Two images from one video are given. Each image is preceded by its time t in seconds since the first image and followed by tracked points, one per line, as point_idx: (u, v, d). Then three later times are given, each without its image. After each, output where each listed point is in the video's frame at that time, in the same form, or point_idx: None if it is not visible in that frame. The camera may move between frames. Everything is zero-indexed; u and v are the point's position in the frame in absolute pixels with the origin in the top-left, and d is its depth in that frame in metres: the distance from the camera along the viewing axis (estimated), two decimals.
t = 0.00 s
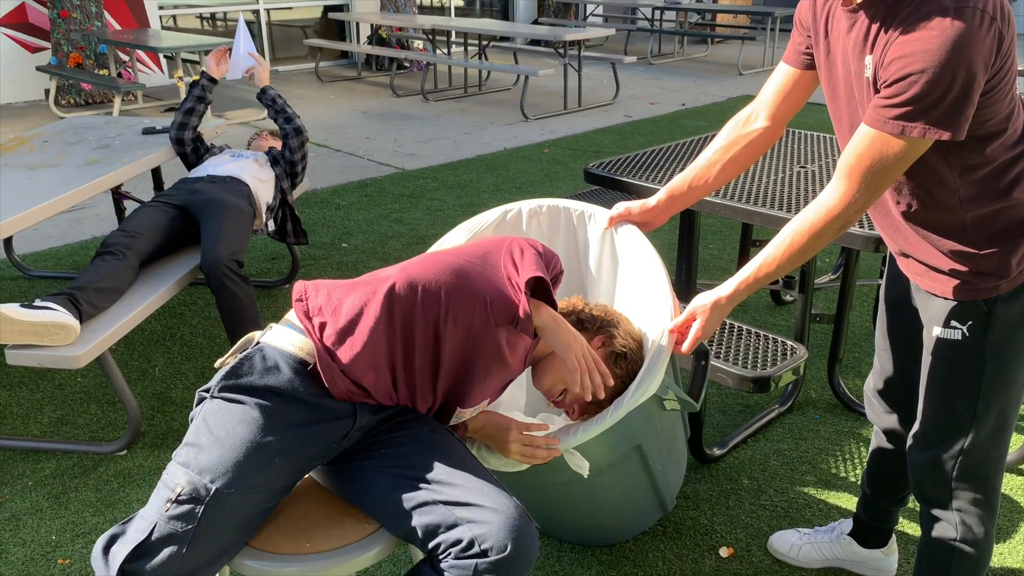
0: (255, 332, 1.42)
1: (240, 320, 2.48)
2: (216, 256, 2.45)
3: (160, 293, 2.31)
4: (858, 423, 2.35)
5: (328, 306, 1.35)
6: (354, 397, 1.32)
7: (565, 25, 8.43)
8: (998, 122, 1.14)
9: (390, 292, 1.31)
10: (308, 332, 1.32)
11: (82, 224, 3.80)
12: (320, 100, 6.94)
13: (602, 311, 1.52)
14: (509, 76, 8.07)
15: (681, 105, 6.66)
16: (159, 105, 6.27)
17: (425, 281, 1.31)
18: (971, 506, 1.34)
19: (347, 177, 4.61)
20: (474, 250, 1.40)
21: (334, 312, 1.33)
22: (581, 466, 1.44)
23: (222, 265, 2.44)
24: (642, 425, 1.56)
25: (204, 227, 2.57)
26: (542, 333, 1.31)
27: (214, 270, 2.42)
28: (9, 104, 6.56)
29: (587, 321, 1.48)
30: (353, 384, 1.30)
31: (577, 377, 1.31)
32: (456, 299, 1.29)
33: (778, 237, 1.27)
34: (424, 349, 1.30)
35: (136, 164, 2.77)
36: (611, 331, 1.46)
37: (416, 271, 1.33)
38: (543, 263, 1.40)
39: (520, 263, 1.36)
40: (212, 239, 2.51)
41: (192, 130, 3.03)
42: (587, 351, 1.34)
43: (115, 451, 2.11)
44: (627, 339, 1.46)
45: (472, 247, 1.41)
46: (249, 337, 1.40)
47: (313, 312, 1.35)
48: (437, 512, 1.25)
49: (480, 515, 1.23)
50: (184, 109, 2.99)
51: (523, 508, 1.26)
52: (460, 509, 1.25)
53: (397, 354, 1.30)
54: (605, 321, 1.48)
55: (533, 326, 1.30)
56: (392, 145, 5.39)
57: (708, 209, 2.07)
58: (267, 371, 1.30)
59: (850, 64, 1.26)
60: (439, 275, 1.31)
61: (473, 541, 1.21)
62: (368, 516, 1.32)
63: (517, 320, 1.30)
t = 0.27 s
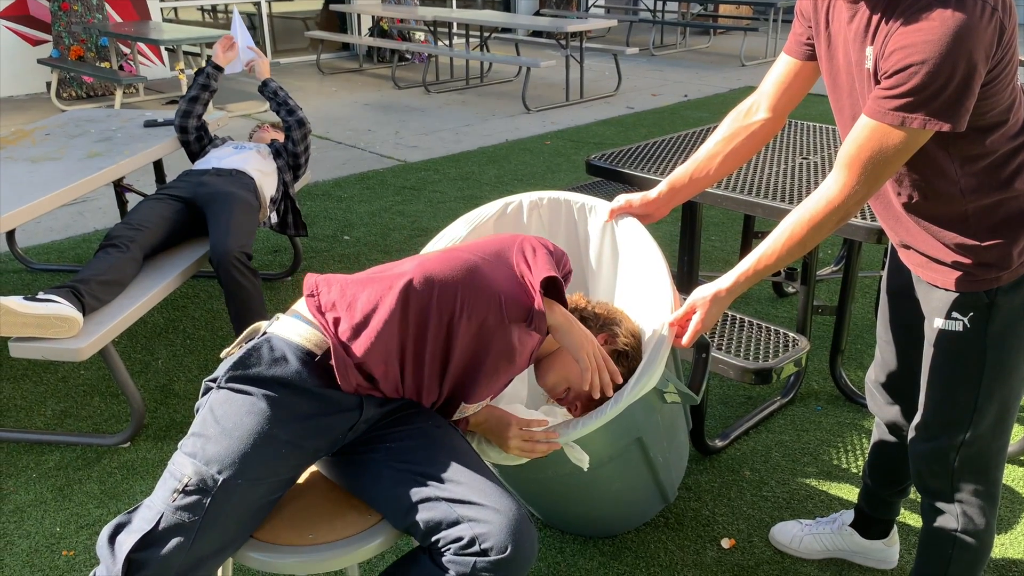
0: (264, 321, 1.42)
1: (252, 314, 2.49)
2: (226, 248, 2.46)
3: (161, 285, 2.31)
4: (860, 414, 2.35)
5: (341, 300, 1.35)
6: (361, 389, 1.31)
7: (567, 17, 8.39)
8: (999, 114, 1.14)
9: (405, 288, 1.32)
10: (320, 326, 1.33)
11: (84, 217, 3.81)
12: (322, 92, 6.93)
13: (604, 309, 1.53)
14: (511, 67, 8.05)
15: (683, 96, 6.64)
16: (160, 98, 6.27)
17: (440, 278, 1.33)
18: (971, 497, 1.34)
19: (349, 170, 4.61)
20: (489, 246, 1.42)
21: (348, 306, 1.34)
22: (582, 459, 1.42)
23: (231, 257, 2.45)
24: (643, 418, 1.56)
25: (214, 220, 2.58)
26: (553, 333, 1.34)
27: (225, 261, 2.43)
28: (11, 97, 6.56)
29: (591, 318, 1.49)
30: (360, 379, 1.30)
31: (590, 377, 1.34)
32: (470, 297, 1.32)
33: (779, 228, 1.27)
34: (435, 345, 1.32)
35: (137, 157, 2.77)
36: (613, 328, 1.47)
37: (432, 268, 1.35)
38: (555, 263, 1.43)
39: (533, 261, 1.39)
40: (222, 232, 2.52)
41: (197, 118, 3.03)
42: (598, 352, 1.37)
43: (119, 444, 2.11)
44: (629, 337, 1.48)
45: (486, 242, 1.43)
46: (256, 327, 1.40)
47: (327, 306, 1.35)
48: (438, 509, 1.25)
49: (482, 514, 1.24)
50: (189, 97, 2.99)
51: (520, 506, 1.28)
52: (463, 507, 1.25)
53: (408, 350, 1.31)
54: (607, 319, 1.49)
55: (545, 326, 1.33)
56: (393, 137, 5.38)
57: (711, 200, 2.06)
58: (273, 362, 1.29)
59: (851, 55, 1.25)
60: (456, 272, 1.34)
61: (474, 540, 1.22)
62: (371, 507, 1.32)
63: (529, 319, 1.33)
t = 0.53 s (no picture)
0: (274, 310, 1.41)
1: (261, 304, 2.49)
2: (235, 241, 2.46)
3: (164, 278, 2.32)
4: (862, 406, 2.35)
5: (360, 289, 1.35)
6: (372, 379, 1.31)
7: (569, 8, 8.36)
8: (1000, 105, 1.13)
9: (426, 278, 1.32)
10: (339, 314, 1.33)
11: (87, 210, 3.81)
12: (323, 85, 6.92)
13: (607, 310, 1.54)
14: (513, 59, 8.03)
15: (686, 88, 6.63)
16: (162, 91, 6.26)
17: (459, 271, 1.33)
18: (972, 489, 1.34)
19: (351, 162, 4.61)
20: (504, 242, 1.43)
21: (366, 295, 1.33)
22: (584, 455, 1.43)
23: (241, 249, 2.45)
24: (644, 411, 1.56)
25: (222, 211, 2.58)
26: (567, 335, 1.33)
27: (235, 253, 2.44)
28: (13, 91, 6.56)
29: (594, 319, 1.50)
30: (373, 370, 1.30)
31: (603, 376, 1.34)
32: (488, 291, 1.32)
33: (781, 220, 1.26)
34: (450, 339, 1.32)
35: (140, 150, 2.77)
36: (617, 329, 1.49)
37: (451, 260, 1.35)
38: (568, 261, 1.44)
39: (548, 260, 1.40)
40: (231, 225, 2.52)
41: (202, 107, 3.04)
42: (607, 351, 1.37)
43: (123, 436, 2.12)
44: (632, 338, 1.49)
45: (502, 238, 1.44)
46: (267, 315, 1.40)
47: (345, 295, 1.35)
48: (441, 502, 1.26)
49: (485, 509, 1.24)
50: (194, 86, 3.00)
51: (521, 499, 1.29)
52: (467, 501, 1.25)
53: (422, 342, 1.31)
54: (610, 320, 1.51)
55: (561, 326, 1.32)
56: (395, 130, 5.38)
57: (713, 192, 2.06)
58: (286, 350, 1.28)
59: (851, 47, 1.25)
60: (475, 266, 1.34)
61: (475, 534, 1.23)
62: (373, 498, 1.31)
63: (545, 315, 1.34)
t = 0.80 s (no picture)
0: (286, 299, 1.39)
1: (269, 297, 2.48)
2: (246, 234, 2.47)
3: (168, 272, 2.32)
4: (864, 399, 2.35)
5: (381, 279, 1.34)
6: (384, 371, 1.30)
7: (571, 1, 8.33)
8: (1001, 97, 1.13)
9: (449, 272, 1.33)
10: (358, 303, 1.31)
11: (89, 204, 3.82)
12: (325, 78, 6.91)
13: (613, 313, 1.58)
14: (515, 52, 8.01)
15: (688, 81, 6.61)
16: (164, 85, 6.26)
17: (479, 266, 1.35)
18: (973, 480, 1.34)
19: (353, 156, 4.60)
20: (521, 238, 1.45)
21: (388, 286, 1.33)
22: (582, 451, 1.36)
23: (251, 243, 2.45)
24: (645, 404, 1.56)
25: (227, 206, 2.59)
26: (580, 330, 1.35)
27: (243, 247, 2.44)
28: (15, 85, 6.56)
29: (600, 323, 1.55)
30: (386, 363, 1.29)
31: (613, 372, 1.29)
32: (508, 288, 1.35)
33: (781, 213, 1.27)
34: (465, 333, 1.34)
35: (142, 144, 2.77)
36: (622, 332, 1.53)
37: (473, 252, 1.36)
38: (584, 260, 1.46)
39: (564, 259, 1.41)
40: (241, 217, 2.53)
41: (205, 97, 3.03)
42: (622, 345, 1.33)
43: (126, 430, 2.13)
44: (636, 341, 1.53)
45: (519, 234, 1.46)
46: (280, 302, 1.38)
47: (365, 285, 1.33)
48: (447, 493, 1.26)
49: (490, 501, 1.24)
50: (197, 76, 2.99)
51: (524, 494, 1.29)
52: (472, 493, 1.25)
53: (437, 335, 1.33)
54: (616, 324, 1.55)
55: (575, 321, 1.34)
56: (397, 123, 5.37)
57: (715, 185, 2.06)
58: (299, 338, 1.27)
59: (852, 39, 1.24)
60: (496, 260, 1.36)
61: (479, 526, 1.23)
62: (376, 491, 1.31)
63: (560, 313, 1.36)
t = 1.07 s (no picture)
0: (298, 286, 1.38)
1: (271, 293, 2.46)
2: (251, 227, 2.47)
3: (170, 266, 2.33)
4: (866, 392, 2.35)
5: (403, 271, 1.33)
6: (395, 362, 1.29)
7: None
8: (1003, 89, 1.12)
9: (471, 266, 1.34)
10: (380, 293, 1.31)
11: (91, 198, 3.82)
12: (327, 72, 6.89)
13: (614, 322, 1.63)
14: (517, 45, 7.99)
15: (691, 74, 6.59)
16: (166, 79, 6.25)
17: (501, 263, 1.35)
18: (975, 472, 1.34)
19: (355, 149, 4.60)
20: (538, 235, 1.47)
21: (411, 278, 1.32)
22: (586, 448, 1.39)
23: (254, 237, 2.45)
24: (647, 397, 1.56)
25: (229, 199, 2.59)
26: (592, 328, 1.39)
27: (247, 241, 2.44)
28: (17, 79, 6.55)
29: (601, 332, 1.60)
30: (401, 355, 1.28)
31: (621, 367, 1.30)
32: (528, 285, 1.36)
33: (782, 207, 1.26)
34: (479, 328, 1.34)
35: (144, 138, 2.77)
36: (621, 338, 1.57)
37: (496, 246, 1.37)
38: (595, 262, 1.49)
39: (580, 261, 1.45)
40: (244, 211, 2.53)
41: (205, 89, 3.03)
42: (632, 345, 1.35)
43: (129, 423, 2.14)
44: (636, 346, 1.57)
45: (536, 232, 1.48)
46: (290, 290, 1.37)
47: (388, 277, 1.32)
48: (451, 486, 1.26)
49: (494, 497, 1.24)
50: (196, 67, 3.00)
51: (526, 489, 1.29)
52: (476, 488, 1.25)
53: (451, 329, 1.33)
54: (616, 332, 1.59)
55: (589, 320, 1.39)
56: (399, 116, 5.36)
57: (717, 178, 2.05)
58: (313, 325, 1.26)
59: (852, 32, 1.24)
60: (519, 255, 1.37)
61: (482, 521, 1.23)
62: (379, 485, 1.32)
63: (576, 311, 1.41)
